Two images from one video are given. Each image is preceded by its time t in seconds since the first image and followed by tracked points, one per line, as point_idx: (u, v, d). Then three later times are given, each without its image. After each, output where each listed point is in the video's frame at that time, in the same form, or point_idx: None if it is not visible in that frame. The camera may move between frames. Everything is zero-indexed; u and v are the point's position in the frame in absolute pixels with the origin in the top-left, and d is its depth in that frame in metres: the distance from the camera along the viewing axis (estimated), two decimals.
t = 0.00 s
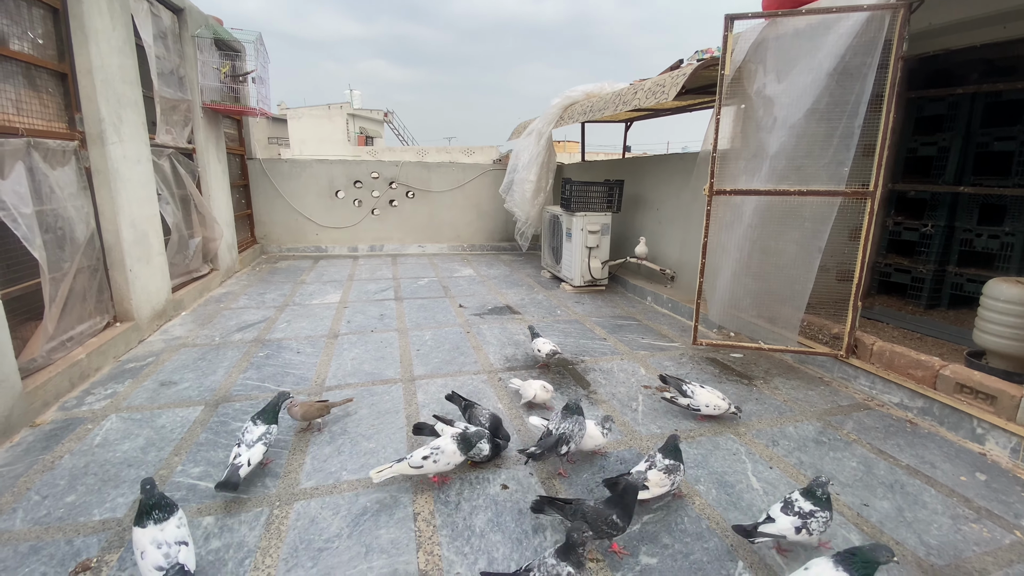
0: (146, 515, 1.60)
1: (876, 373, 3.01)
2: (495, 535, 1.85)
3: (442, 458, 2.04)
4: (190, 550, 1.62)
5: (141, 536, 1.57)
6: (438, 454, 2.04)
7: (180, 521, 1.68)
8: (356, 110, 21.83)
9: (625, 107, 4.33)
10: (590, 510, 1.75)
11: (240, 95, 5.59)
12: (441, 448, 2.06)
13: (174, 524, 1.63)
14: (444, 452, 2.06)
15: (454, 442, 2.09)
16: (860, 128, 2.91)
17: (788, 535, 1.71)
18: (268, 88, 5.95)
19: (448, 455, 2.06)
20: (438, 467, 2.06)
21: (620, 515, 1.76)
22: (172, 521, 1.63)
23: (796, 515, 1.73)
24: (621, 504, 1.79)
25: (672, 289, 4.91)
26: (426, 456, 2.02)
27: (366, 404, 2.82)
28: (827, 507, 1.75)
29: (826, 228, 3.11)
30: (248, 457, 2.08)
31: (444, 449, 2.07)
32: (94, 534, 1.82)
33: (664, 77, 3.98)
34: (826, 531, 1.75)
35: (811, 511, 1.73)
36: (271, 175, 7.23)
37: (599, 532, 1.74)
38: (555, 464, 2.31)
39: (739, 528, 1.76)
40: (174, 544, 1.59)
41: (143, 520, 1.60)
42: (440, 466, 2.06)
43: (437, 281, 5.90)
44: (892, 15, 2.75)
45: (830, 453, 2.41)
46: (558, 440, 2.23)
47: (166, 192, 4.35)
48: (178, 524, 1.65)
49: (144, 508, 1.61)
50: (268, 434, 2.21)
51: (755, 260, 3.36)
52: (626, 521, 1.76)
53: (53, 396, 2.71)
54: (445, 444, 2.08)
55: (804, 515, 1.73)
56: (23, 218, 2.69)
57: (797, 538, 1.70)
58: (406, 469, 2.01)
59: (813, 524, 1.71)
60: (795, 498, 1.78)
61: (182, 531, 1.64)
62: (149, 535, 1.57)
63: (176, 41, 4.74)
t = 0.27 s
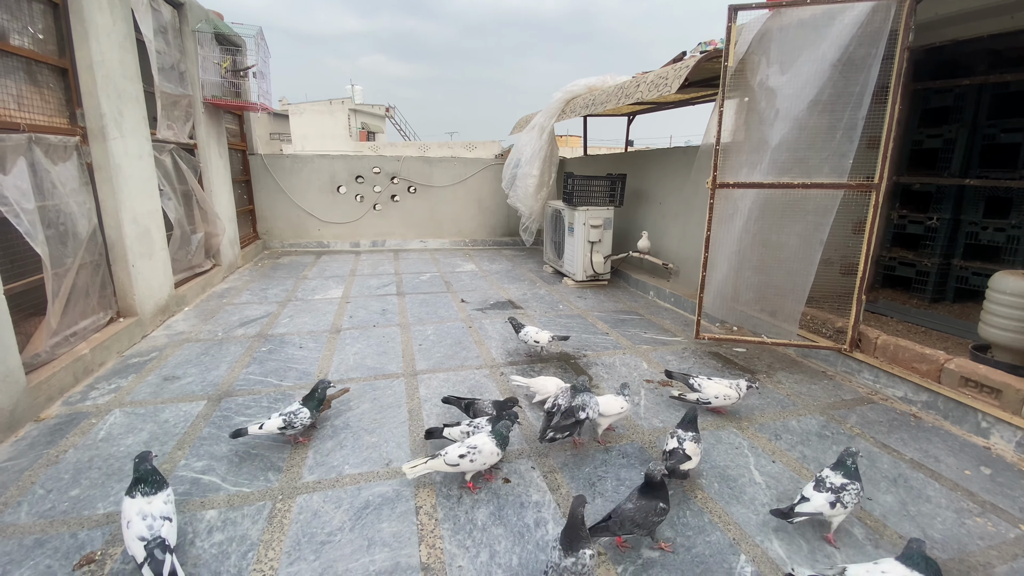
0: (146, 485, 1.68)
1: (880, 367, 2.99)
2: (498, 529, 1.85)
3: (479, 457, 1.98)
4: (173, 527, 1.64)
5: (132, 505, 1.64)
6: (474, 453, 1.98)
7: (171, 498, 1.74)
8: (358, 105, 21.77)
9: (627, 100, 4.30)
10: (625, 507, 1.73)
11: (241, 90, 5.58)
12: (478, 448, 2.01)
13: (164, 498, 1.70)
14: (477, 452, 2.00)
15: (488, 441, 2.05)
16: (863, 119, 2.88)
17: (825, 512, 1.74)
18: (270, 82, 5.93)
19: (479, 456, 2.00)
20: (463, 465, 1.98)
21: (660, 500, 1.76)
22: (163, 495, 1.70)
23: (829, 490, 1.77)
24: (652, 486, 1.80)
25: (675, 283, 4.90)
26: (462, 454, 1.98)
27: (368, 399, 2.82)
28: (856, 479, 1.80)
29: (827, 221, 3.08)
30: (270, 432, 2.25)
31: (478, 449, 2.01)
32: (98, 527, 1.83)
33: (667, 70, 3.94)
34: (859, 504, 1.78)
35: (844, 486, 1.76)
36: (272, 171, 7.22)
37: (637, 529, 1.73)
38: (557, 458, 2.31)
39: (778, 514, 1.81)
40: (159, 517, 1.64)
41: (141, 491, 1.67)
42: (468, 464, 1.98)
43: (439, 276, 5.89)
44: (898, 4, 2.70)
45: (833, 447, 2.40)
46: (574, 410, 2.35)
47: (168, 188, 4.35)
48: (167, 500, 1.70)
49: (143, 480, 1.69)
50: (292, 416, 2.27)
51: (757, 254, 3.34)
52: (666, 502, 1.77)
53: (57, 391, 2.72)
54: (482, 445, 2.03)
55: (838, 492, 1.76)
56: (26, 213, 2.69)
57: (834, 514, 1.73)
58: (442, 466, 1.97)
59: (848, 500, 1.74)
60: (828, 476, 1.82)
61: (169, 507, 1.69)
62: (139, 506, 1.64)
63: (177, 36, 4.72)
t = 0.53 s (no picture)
0: (164, 472, 1.75)
1: (883, 359, 2.97)
2: (497, 522, 1.85)
3: (482, 460, 1.93)
4: (139, 523, 1.63)
5: (149, 486, 1.73)
6: (478, 454, 1.94)
7: (177, 494, 1.74)
8: (358, 100, 21.69)
9: (628, 92, 4.26)
10: (660, 491, 1.75)
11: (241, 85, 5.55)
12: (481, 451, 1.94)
13: (164, 494, 1.71)
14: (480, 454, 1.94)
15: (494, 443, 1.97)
16: (866, 109, 2.84)
17: (851, 493, 1.81)
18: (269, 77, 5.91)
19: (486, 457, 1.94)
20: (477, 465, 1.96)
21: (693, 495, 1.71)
22: (165, 487, 1.73)
23: (855, 472, 1.83)
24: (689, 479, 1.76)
25: (676, 276, 4.88)
26: (468, 454, 1.95)
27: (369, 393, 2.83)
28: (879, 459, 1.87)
29: (829, 212, 3.05)
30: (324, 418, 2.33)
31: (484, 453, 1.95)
32: (99, 522, 1.84)
33: (668, 60, 3.90)
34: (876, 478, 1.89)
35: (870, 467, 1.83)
36: (273, 166, 7.21)
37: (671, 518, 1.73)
38: (557, 451, 2.31)
39: (808, 496, 1.85)
40: (141, 508, 1.66)
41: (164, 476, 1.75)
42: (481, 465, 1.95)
43: (440, 271, 5.88)
44: None
45: (835, 439, 2.39)
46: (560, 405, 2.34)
47: (168, 184, 4.34)
48: (164, 494, 1.71)
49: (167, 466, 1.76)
50: (336, 409, 2.30)
51: (757, 246, 3.32)
52: (698, 499, 1.70)
53: (59, 387, 2.73)
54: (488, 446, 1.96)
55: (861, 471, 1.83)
56: (25, 210, 2.69)
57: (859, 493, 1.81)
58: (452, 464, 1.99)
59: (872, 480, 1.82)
60: (851, 456, 1.88)
61: (160, 504, 1.68)
62: (148, 488, 1.72)
63: (175, 31, 4.69)
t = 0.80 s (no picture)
0: (213, 454, 1.82)
1: (886, 350, 2.96)
2: (501, 514, 1.85)
3: (518, 454, 1.92)
4: (183, 499, 1.72)
5: (201, 467, 1.82)
6: (513, 449, 1.93)
7: (219, 479, 1.78)
8: (358, 95, 21.61)
9: (629, 84, 4.23)
10: (686, 491, 1.70)
11: (240, 81, 5.54)
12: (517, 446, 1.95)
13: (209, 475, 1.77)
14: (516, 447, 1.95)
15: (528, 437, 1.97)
16: (870, 98, 2.81)
17: (854, 462, 1.92)
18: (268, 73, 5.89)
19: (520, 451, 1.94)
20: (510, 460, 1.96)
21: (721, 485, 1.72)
22: (208, 470, 1.79)
23: (860, 444, 1.93)
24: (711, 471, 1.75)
25: (679, 269, 4.86)
26: (502, 450, 1.93)
27: (372, 388, 2.83)
28: (889, 435, 1.94)
29: (832, 203, 3.03)
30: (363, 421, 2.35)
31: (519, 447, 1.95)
32: (104, 517, 1.85)
33: (669, 52, 3.87)
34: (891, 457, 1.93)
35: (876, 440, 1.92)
36: (273, 163, 7.20)
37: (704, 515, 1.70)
38: (560, 444, 2.31)
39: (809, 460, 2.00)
40: (187, 486, 1.74)
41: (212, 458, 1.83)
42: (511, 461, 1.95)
43: (441, 266, 5.88)
44: None
45: (838, 430, 2.38)
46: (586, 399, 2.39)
47: (168, 180, 4.34)
48: (207, 476, 1.77)
49: (215, 448, 1.83)
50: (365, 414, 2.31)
51: (761, 238, 3.31)
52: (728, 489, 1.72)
53: (63, 384, 2.74)
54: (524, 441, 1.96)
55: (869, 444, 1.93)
56: (25, 207, 2.68)
57: (864, 464, 1.91)
58: (485, 462, 1.95)
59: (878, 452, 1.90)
60: (861, 430, 1.98)
61: (203, 486, 1.75)
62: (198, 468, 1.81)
63: (174, 26, 4.67)
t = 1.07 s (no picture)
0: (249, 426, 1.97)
1: (889, 343, 2.96)
2: (503, 509, 1.86)
3: (583, 451, 1.93)
4: (226, 477, 1.78)
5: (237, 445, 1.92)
6: (579, 448, 1.94)
7: (255, 451, 1.89)
8: (358, 92, 21.56)
9: (629, 77, 4.20)
10: (715, 472, 1.74)
11: (239, 78, 5.52)
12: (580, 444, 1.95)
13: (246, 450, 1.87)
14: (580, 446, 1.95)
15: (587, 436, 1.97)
16: (872, 89, 2.79)
17: (867, 453, 1.93)
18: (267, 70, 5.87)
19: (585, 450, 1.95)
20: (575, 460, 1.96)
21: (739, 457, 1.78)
22: (245, 443, 1.90)
23: (876, 436, 1.94)
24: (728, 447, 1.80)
25: (680, 264, 4.85)
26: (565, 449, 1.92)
27: (373, 384, 2.84)
28: (907, 427, 1.94)
29: (834, 195, 3.02)
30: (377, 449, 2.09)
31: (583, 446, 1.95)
32: (109, 514, 1.86)
33: (670, 44, 3.84)
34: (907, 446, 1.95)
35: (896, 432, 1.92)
36: (273, 160, 7.20)
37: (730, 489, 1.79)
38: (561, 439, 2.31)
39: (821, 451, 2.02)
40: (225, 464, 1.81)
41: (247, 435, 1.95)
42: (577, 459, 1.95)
43: (442, 262, 5.87)
44: None
45: (840, 423, 2.38)
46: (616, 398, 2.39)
47: (169, 179, 4.34)
48: (245, 451, 1.87)
49: (250, 423, 1.97)
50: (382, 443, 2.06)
51: (762, 231, 3.30)
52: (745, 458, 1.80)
53: (66, 382, 2.76)
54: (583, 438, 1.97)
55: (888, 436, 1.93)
56: (27, 207, 2.69)
57: (878, 455, 1.92)
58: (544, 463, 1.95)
59: (894, 444, 1.91)
60: (880, 422, 1.98)
61: (241, 459, 1.84)
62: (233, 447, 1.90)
63: (172, 24, 4.65)
